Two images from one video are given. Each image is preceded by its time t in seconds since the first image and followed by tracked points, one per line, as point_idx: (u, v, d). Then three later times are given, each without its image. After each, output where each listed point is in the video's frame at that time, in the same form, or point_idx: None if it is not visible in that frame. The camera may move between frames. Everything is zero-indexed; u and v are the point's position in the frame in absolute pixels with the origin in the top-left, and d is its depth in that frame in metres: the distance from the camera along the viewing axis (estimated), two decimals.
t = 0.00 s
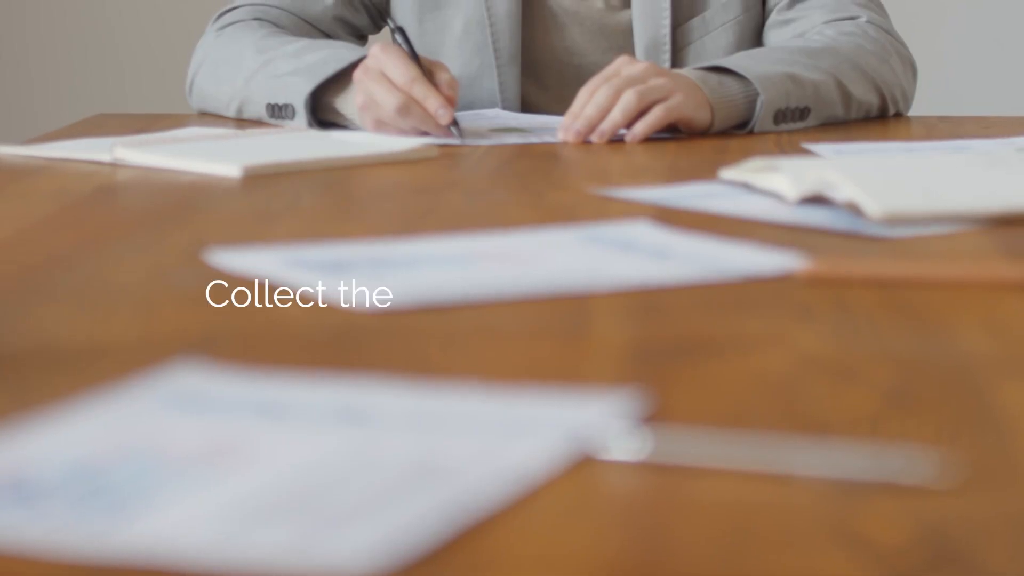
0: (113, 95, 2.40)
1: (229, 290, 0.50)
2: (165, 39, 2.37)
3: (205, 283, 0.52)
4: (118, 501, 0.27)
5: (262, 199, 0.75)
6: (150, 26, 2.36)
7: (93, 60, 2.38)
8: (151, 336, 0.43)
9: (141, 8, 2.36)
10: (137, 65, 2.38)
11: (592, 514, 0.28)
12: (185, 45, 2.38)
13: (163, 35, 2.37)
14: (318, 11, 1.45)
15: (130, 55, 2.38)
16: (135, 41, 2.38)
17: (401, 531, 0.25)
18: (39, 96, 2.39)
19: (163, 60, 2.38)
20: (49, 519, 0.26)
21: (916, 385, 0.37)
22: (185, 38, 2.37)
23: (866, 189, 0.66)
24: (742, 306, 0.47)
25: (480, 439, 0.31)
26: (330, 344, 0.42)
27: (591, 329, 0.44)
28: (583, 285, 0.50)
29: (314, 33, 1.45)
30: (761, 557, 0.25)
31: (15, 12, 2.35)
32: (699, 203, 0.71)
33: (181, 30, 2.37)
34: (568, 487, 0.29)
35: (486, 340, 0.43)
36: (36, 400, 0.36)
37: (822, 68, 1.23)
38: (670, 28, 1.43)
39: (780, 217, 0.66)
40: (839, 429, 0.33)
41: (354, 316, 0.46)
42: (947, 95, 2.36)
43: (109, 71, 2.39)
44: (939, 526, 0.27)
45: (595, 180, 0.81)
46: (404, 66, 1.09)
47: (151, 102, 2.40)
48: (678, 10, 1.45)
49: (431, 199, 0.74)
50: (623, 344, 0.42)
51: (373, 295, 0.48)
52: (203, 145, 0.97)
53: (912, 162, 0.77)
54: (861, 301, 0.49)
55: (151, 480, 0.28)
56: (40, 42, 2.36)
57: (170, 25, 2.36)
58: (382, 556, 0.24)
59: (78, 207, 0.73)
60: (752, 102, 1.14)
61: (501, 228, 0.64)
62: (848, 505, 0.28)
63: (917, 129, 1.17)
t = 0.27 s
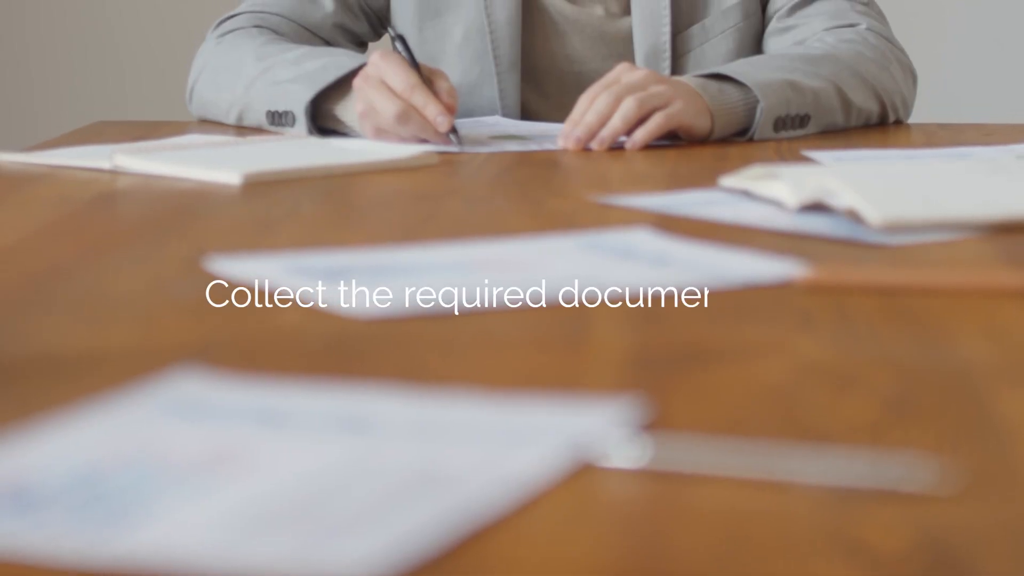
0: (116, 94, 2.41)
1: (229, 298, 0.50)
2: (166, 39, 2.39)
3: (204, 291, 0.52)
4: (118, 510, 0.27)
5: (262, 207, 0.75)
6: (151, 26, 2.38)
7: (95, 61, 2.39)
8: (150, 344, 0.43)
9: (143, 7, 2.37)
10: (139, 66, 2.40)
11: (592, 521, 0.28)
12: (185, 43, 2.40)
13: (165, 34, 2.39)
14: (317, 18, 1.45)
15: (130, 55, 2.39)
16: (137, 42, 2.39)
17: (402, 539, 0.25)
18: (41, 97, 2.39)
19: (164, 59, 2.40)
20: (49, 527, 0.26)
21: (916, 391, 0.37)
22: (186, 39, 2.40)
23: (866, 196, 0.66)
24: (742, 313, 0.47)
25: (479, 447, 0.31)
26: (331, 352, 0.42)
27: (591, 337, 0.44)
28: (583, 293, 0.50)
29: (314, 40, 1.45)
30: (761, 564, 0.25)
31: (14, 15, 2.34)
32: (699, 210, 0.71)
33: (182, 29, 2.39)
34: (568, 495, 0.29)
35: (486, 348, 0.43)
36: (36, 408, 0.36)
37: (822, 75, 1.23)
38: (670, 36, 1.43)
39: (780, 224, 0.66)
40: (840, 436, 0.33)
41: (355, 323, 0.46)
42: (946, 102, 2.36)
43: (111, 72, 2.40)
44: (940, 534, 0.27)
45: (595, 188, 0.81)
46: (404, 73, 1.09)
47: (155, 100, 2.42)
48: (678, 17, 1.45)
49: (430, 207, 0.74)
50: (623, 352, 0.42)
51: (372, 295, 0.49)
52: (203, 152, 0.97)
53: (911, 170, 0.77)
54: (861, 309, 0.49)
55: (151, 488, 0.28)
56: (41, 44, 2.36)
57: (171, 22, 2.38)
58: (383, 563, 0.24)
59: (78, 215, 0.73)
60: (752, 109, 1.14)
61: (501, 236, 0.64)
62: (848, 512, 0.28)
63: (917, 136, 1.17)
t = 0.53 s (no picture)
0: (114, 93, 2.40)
1: (230, 308, 0.50)
2: (166, 39, 2.37)
3: (204, 300, 0.52)
4: (118, 518, 0.27)
5: (262, 216, 0.75)
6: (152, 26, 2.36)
7: (94, 61, 2.38)
8: (150, 353, 0.43)
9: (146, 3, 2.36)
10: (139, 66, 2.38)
11: (593, 530, 0.28)
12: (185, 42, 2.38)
13: (165, 35, 2.37)
14: (318, 27, 1.45)
15: (129, 54, 2.38)
16: (136, 41, 2.37)
17: (404, 546, 0.25)
18: (39, 95, 2.39)
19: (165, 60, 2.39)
20: (49, 535, 0.26)
21: (916, 400, 0.37)
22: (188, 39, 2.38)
23: (866, 206, 0.66)
24: (742, 322, 0.47)
25: (479, 455, 0.31)
26: (331, 361, 0.42)
27: (592, 346, 0.44)
28: (583, 303, 0.50)
29: (314, 49, 1.45)
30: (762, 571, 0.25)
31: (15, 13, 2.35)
32: (699, 219, 0.71)
33: (183, 30, 2.37)
34: (569, 504, 0.29)
35: (486, 357, 0.43)
36: (35, 417, 0.36)
37: (822, 84, 1.23)
38: (670, 44, 1.44)
39: (781, 233, 0.66)
40: (840, 445, 0.33)
41: (355, 332, 0.46)
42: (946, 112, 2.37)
43: (110, 72, 2.39)
44: (940, 542, 0.27)
45: (595, 197, 0.81)
46: (403, 82, 1.09)
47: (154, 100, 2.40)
48: (678, 25, 1.45)
49: (430, 216, 0.74)
50: (623, 361, 0.42)
51: (372, 296, 0.51)
52: (203, 161, 0.97)
53: (911, 178, 0.77)
54: (861, 317, 0.49)
55: (151, 497, 0.28)
56: (40, 43, 2.36)
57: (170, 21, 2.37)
58: (385, 569, 0.24)
59: (78, 224, 0.73)
60: (752, 118, 1.14)
61: (501, 244, 0.64)
62: (849, 521, 0.28)
63: (917, 145, 1.18)
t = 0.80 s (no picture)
0: (117, 95, 2.40)
1: (230, 318, 0.50)
2: (169, 42, 2.39)
3: (204, 310, 0.52)
4: (117, 529, 0.27)
5: (263, 226, 0.75)
6: (154, 27, 2.38)
7: (97, 62, 2.38)
8: (149, 364, 0.43)
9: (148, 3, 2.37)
10: (141, 70, 2.39)
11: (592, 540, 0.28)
12: (187, 45, 2.39)
13: (167, 38, 2.38)
14: (318, 37, 1.46)
15: (130, 55, 2.39)
16: (138, 43, 2.38)
17: (404, 555, 0.25)
18: (40, 96, 2.38)
19: (168, 63, 2.40)
20: (47, 546, 0.26)
21: (917, 410, 0.37)
22: (190, 44, 2.40)
23: (866, 215, 0.66)
24: (743, 332, 0.47)
25: (479, 466, 0.31)
26: (331, 371, 0.42)
27: (592, 356, 0.44)
28: (583, 313, 0.50)
29: (314, 59, 1.45)
30: None
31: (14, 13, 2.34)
32: (699, 230, 0.71)
33: (184, 33, 2.39)
34: (568, 514, 0.29)
35: (486, 368, 0.43)
36: (35, 428, 0.36)
37: (822, 94, 1.23)
38: (670, 54, 1.44)
39: (781, 243, 0.66)
40: (840, 456, 0.33)
41: (356, 343, 0.46)
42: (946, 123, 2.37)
43: (112, 74, 2.39)
44: (940, 552, 0.27)
45: (595, 207, 0.81)
46: (402, 93, 1.09)
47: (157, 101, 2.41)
48: (678, 35, 1.45)
49: (430, 226, 0.74)
50: (623, 372, 0.42)
51: (373, 295, 0.52)
52: (203, 171, 0.97)
53: (912, 188, 0.77)
54: (861, 328, 0.49)
55: (151, 507, 0.28)
56: (40, 44, 2.35)
57: (172, 22, 2.38)
58: None
59: (78, 234, 0.73)
60: (752, 128, 1.14)
61: (500, 255, 0.64)
62: (849, 532, 0.28)
63: (917, 155, 1.18)
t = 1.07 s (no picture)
0: (117, 99, 2.41)
1: (230, 328, 0.50)
2: (167, 45, 2.41)
3: (205, 321, 0.52)
4: (118, 538, 0.27)
5: (263, 236, 0.75)
6: (154, 29, 2.40)
7: (97, 67, 2.38)
8: (150, 374, 0.43)
9: (144, 1, 2.38)
10: (141, 75, 2.40)
11: (592, 549, 0.28)
12: (184, 48, 2.42)
13: (167, 39, 2.41)
14: (318, 47, 1.46)
15: (130, 60, 2.39)
16: (138, 46, 2.39)
17: (405, 563, 0.25)
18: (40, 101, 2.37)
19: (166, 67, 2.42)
20: (48, 556, 0.26)
21: (918, 421, 0.37)
22: (189, 48, 2.42)
23: (866, 225, 0.66)
24: (742, 343, 0.47)
25: (480, 476, 0.31)
26: (332, 382, 0.42)
27: (592, 366, 0.44)
28: (583, 323, 0.50)
29: (314, 68, 1.45)
30: None
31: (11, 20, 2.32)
32: (699, 239, 0.71)
33: (183, 37, 2.41)
34: (569, 524, 0.29)
35: (486, 378, 0.43)
36: (35, 439, 0.36)
37: (822, 104, 1.23)
38: (670, 64, 1.44)
39: (781, 253, 0.66)
40: (840, 466, 0.33)
41: (356, 353, 0.46)
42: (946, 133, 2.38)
43: (113, 79, 2.39)
44: (940, 563, 0.27)
45: (595, 217, 0.81)
46: (401, 103, 1.09)
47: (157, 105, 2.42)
48: (678, 45, 1.45)
49: (430, 236, 0.74)
50: (623, 382, 0.42)
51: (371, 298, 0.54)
52: (203, 181, 0.97)
53: (912, 198, 0.77)
54: (861, 338, 0.49)
55: (152, 517, 0.28)
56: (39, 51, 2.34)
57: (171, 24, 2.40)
58: None
59: (77, 244, 0.73)
60: (752, 137, 1.14)
61: (500, 265, 0.64)
62: (850, 542, 0.28)
63: (918, 165, 1.18)
